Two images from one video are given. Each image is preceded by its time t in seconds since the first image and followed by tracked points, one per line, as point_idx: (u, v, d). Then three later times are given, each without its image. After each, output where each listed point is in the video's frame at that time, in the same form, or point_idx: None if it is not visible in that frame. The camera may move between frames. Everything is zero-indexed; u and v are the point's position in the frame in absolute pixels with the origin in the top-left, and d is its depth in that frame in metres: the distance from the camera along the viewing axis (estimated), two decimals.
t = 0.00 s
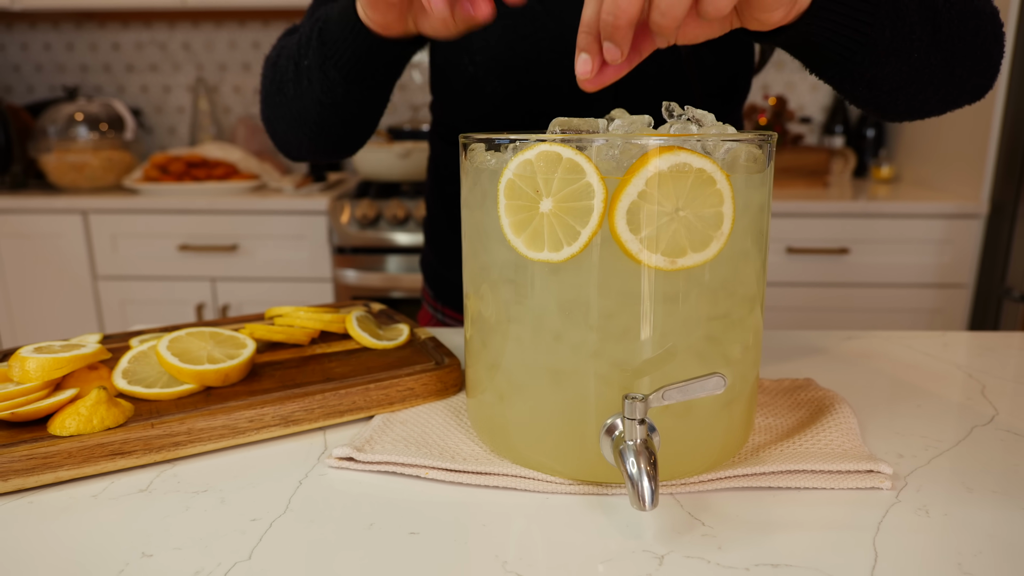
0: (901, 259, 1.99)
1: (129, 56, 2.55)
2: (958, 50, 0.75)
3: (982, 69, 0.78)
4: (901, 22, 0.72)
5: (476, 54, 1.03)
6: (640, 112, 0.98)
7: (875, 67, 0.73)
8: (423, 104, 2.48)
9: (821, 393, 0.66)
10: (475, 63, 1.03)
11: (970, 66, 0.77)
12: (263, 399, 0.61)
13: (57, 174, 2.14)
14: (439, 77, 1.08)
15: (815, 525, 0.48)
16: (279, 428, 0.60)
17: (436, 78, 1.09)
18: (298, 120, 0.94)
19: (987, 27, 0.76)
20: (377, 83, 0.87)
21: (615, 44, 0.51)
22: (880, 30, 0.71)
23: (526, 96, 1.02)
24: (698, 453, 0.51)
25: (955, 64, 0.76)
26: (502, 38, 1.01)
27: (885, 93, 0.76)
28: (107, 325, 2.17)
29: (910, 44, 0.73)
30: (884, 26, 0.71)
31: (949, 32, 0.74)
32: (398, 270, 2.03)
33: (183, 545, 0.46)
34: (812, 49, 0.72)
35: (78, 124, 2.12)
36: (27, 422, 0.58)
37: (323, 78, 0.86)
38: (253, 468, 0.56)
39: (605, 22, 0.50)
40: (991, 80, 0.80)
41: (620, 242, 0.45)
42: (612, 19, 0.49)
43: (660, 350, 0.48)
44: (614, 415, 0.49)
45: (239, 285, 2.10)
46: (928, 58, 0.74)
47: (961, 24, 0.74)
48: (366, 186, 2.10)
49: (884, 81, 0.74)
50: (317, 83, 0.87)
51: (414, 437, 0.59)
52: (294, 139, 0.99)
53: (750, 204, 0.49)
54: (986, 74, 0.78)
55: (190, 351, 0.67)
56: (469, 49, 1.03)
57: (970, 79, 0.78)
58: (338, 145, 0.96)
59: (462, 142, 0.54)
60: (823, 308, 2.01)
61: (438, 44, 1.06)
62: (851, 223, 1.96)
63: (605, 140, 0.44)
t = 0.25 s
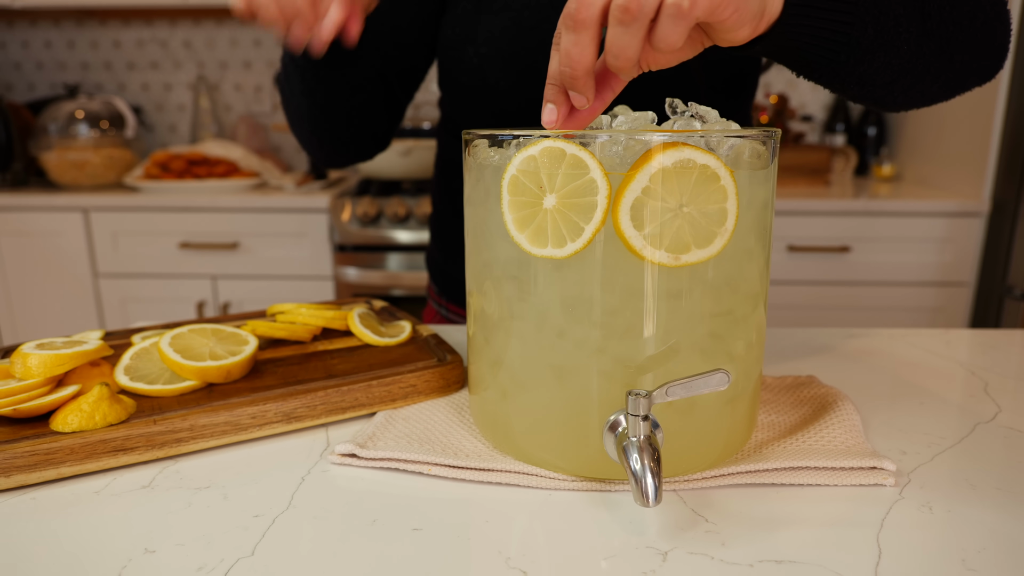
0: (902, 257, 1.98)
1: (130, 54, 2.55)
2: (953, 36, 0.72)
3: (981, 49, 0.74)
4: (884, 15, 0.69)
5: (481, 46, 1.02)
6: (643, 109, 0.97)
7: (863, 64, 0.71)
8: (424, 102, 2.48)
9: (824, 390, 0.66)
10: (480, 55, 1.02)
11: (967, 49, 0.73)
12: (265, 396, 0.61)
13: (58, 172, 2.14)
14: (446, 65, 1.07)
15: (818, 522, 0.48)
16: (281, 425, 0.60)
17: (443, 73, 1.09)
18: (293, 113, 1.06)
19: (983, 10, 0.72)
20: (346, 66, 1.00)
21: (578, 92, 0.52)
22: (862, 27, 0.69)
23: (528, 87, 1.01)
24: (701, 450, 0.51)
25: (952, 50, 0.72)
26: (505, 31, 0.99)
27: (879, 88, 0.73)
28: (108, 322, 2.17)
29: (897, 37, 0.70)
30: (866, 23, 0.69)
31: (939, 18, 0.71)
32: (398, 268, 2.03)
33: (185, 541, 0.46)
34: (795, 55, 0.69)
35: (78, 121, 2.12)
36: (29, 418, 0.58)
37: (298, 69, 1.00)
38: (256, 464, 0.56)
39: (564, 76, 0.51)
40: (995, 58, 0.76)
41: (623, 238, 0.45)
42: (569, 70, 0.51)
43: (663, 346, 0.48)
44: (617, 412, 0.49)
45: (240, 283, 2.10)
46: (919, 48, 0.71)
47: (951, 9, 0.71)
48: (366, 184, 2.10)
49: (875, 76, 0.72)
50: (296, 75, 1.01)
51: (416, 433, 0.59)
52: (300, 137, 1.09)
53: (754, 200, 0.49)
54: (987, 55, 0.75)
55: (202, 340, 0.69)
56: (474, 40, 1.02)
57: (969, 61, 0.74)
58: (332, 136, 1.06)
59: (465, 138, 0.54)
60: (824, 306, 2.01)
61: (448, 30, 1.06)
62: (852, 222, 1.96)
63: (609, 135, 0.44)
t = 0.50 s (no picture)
0: (901, 257, 1.99)
1: (128, 53, 2.55)
2: (953, 34, 0.68)
3: (987, 46, 0.70)
4: (879, 12, 0.65)
5: (475, 45, 1.02)
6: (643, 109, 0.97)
7: (855, 65, 0.68)
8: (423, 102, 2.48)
9: (823, 390, 0.66)
10: (473, 54, 1.02)
11: (969, 47, 0.69)
12: (264, 396, 0.61)
13: (56, 172, 2.14)
14: (445, 64, 1.08)
15: (818, 522, 0.48)
16: (280, 425, 0.60)
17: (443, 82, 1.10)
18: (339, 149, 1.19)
19: (986, 5, 0.68)
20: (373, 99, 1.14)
21: (563, 101, 0.48)
22: (854, 26, 0.65)
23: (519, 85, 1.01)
24: (701, 450, 0.51)
25: (952, 48, 0.68)
26: (497, 29, 1.00)
27: (875, 88, 0.70)
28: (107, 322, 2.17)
29: (892, 36, 0.66)
30: (857, 22, 0.65)
31: (937, 16, 0.66)
32: (398, 268, 2.03)
33: (184, 542, 0.46)
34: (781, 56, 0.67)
35: (77, 121, 2.12)
36: (27, 419, 0.58)
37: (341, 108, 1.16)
38: (255, 465, 0.56)
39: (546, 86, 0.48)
40: (1007, 54, 0.72)
41: (623, 238, 0.45)
42: (550, 81, 0.47)
43: (663, 347, 0.48)
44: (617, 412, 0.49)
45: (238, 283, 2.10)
46: (917, 47, 0.67)
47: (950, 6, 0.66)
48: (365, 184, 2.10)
49: (869, 76, 0.69)
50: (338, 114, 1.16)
51: (416, 434, 0.59)
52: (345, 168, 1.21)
53: (754, 200, 0.49)
54: (992, 52, 0.71)
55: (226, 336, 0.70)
56: (469, 39, 1.03)
57: (972, 58, 0.70)
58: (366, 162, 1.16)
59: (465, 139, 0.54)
60: (822, 306, 2.01)
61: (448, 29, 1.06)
62: (851, 222, 1.96)
63: (609, 135, 0.43)
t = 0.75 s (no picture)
0: (900, 258, 1.99)
1: (128, 53, 2.54)
2: (951, 29, 0.71)
3: (984, 46, 0.73)
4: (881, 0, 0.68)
5: (469, 49, 1.03)
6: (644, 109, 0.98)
7: (853, 49, 0.70)
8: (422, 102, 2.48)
9: (823, 392, 0.66)
10: (467, 58, 1.03)
11: (966, 44, 0.72)
12: (264, 397, 0.61)
13: (55, 172, 2.14)
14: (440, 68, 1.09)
15: (817, 524, 0.48)
16: (280, 426, 0.60)
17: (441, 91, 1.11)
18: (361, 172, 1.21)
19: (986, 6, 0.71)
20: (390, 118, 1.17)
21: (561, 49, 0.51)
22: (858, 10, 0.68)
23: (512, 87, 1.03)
24: (701, 451, 0.51)
25: (949, 44, 0.71)
26: (490, 33, 1.01)
27: (874, 77, 0.72)
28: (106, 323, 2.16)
29: (891, 24, 0.69)
30: (857, 5, 0.67)
31: (937, 9, 0.69)
32: (397, 269, 2.02)
33: (185, 543, 0.46)
34: (781, 29, 0.70)
35: (76, 121, 2.12)
36: (27, 419, 0.58)
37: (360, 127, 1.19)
38: (255, 466, 0.56)
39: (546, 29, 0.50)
40: (1001, 60, 0.75)
41: (623, 240, 0.45)
42: (552, 26, 0.50)
43: (663, 348, 0.48)
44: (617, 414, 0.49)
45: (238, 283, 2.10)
46: (915, 38, 0.70)
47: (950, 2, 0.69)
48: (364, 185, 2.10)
49: (866, 63, 0.71)
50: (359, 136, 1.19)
51: (416, 435, 0.59)
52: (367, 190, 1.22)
53: (754, 202, 0.49)
54: (990, 53, 0.74)
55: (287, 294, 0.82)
56: (463, 44, 1.04)
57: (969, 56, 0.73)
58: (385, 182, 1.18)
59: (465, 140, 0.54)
60: (822, 307, 2.01)
61: (444, 35, 1.08)
62: (850, 223, 1.96)
63: (609, 137, 0.43)
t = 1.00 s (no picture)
0: (901, 260, 1.99)
1: (129, 55, 2.55)
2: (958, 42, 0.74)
3: (990, 66, 0.76)
4: None
5: (468, 55, 1.04)
6: (646, 111, 0.99)
7: (865, 38, 0.76)
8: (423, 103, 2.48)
9: (824, 394, 0.66)
10: (467, 63, 1.04)
11: (974, 59, 0.75)
12: (267, 399, 0.61)
13: (56, 173, 2.14)
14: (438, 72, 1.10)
15: (819, 527, 0.48)
16: (283, 428, 0.60)
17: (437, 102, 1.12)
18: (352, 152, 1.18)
19: (992, 30, 0.74)
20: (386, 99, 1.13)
21: None
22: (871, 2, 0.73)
23: (512, 92, 1.03)
24: (702, 454, 0.51)
25: (951, 57, 0.75)
26: (491, 39, 1.01)
27: (877, 70, 0.78)
28: (107, 325, 2.17)
29: (900, 22, 0.74)
30: None
31: (947, 19, 0.73)
32: (397, 271, 2.01)
33: (188, 545, 0.46)
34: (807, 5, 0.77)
35: (77, 123, 2.12)
36: (31, 421, 0.58)
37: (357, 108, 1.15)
38: (258, 468, 0.56)
39: None
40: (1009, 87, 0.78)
41: (626, 242, 0.45)
42: None
43: (666, 351, 0.48)
44: (619, 417, 0.49)
45: (239, 285, 2.10)
46: (916, 42, 0.74)
47: (961, 17, 0.73)
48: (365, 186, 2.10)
49: (873, 54, 0.76)
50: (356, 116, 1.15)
51: (418, 437, 0.59)
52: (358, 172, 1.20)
53: (755, 205, 0.49)
54: (984, 80, 0.77)
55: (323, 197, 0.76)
56: (463, 49, 1.04)
57: (972, 71, 0.76)
58: (376, 163, 1.14)
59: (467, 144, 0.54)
60: (822, 309, 2.01)
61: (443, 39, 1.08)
62: (851, 225, 1.97)
63: (611, 141, 0.44)
